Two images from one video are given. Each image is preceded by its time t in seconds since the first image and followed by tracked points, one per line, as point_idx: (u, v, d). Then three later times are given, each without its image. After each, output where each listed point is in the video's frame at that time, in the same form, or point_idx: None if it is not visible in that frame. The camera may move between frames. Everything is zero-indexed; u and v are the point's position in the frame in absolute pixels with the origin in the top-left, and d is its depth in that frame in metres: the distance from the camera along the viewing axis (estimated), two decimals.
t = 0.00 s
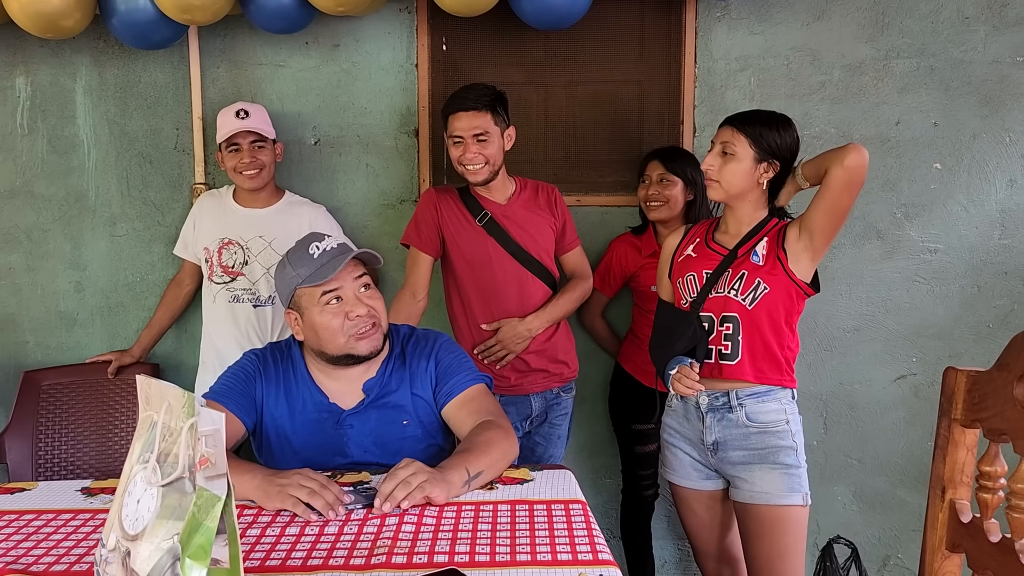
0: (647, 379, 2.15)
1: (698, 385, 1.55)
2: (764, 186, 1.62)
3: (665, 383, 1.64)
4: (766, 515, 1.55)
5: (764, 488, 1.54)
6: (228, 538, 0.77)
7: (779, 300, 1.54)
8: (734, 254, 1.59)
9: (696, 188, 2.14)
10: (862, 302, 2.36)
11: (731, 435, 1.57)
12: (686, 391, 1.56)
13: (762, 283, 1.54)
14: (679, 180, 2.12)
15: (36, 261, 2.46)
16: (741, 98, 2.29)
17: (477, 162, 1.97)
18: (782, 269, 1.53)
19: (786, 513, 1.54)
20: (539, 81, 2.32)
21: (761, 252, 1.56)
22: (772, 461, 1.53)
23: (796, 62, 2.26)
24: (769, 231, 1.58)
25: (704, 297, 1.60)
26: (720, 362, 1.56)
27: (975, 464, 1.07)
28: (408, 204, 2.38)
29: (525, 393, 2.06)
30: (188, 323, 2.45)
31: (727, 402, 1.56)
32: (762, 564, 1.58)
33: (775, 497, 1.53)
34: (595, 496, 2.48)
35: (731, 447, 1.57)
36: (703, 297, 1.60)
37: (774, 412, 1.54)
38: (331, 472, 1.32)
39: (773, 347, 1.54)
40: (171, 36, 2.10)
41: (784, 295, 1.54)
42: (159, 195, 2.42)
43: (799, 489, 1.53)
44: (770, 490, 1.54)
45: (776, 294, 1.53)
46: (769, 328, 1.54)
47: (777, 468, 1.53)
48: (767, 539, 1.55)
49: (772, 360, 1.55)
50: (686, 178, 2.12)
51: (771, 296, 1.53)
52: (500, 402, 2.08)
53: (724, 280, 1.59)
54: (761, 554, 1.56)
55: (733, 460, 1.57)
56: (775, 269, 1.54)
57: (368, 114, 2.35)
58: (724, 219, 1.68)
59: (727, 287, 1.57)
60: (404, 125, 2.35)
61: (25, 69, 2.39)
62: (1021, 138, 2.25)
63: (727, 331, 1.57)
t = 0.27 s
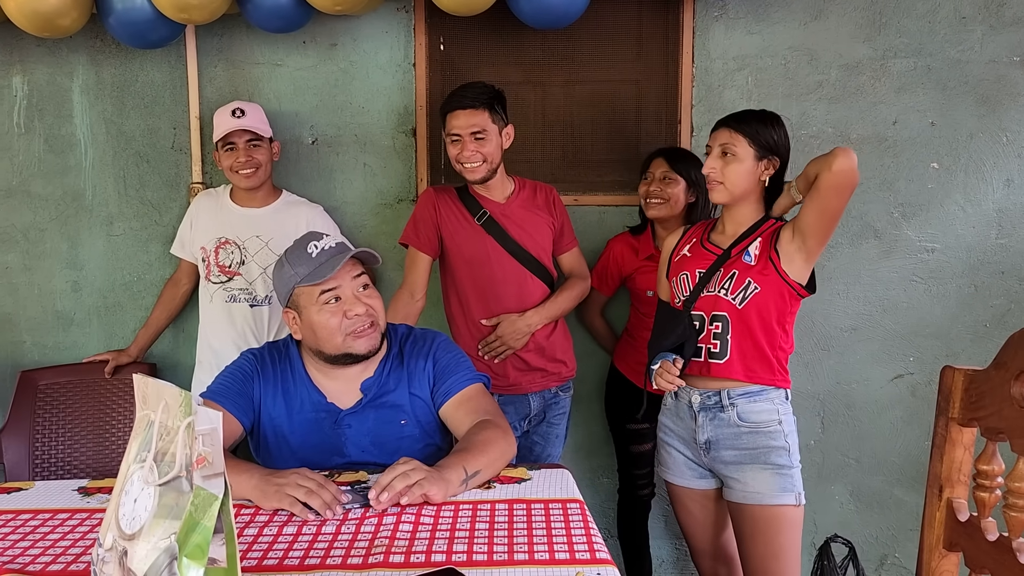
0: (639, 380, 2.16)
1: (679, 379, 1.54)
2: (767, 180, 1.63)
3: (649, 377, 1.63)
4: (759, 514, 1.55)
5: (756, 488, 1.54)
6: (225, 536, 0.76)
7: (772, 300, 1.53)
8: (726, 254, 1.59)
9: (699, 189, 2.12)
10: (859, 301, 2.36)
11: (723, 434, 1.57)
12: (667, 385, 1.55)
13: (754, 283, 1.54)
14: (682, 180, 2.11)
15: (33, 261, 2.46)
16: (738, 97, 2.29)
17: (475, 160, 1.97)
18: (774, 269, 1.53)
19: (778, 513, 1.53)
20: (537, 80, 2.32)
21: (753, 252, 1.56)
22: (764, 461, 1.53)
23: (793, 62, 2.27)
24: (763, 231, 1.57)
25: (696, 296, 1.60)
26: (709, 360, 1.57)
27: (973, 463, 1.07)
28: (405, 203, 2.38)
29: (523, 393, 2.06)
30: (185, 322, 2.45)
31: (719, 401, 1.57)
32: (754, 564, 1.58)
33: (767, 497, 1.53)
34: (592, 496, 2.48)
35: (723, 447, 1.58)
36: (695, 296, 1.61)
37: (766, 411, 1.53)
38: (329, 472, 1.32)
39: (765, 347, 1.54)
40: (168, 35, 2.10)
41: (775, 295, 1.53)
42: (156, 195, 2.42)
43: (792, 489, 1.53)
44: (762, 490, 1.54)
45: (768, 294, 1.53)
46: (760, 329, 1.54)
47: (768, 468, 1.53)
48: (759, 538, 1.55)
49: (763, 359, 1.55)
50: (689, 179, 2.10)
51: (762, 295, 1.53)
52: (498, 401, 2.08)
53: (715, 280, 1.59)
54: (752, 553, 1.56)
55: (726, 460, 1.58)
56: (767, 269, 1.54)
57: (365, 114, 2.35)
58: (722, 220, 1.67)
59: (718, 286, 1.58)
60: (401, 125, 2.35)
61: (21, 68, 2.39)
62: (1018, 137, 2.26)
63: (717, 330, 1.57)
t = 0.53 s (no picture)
0: (636, 382, 2.16)
1: (679, 382, 1.55)
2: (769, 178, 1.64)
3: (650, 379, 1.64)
4: (755, 514, 1.55)
5: (752, 487, 1.54)
6: (223, 536, 0.75)
7: (769, 300, 1.54)
8: (723, 254, 1.60)
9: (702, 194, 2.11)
10: (857, 301, 2.37)
11: (719, 434, 1.57)
12: (667, 387, 1.56)
13: (750, 283, 1.55)
14: (688, 188, 2.10)
15: (31, 260, 2.46)
16: (736, 97, 2.29)
17: (474, 159, 1.96)
18: (771, 270, 1.53)
19: (774, 512, 1.54)
20: (535, 80, 2.32)
21: (750, 252, 1.56)
22: (760, 460, 1.53)
23: (792, 62, 2.27)
24: (759, 231, 1.58)
25: (693, 296, 1.61)
26: (707, 361, 1.57)
27: (970, 462, 1.07)
28: (403, 203, 2.38)
29: (522, 393, 2.05)
30: (183, 322, 2.45)
31: (715, 401, 1.57)
32: (748, 563, 1.57)
33: (763, 496, 1.54)
34: (591, 495, 2.48)
35: (720, 447, 1.58)
36: (692, 296, 1.61)
37: (762, 411, 1.53)
38: (327, 472, 1.31)
39: (761, 347, 1.54)
40: (166, 35, 2.10)
41: (772, 295, 1.54)
42: (154, 195, 2.41)
43: (788, 489, 1.53)
44: (758, 490, 1.54)
45: (764, 294, 1.54)
46: (757, 329, 1.54)
47: (765, 467, 1.53)
48: (754, 537, 1.55)
49: (760, 359, 1.54)
50: (694, 185, 2.09)
51: (758, 296, 1.54)
52: (497, 401, 2.08)
53: (712, 280, 1.59)
54: (747, 553, 1.56)
55: (722, 459, 1.58)
56: (763, 269, 1.54)
57: (364, 113, 2.35)
58: (721, 219, 1.66)
59: (715, 286, 1.58)
60: (399, 124, 2.35)
61: (19, 67, 2.39)
62: (1016, 137, 2.26)
63: (714, 330, 1.57)
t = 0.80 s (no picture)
0: (635, 382, 2.16)
1: (685, 382, 1.56)
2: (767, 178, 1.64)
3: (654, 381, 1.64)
4: (754, 515, 1.55)
5: (751, 488, 1.55)
6: (221, 537, 0.75)
7: (768, 299, 1.54)
8: (722, 254, 1.60)
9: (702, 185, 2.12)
10: (855, 301, 2.37)
11: (719, 435, 1.57)
12: (674, 388, 1.56)
13: (751, 282, 1.55)
14: (689, 181, 2.09)
15: (28, 261, 2.45)
16: (734, 98, 2.29)
17: (473, 159, 1.97)
18: (771, 268, 1.54)
19: (774, 513, 1.54)
20: (534, 81, 2.32)
21: (750, 251, 1.57)
22: (760, 461, 1.53)
23: (789, 63, 2.27)
24: (758, 231, 1.59)
25: (692, 296, 1.61)
26: (709, 360, 1.57)
27: (968, 463, 1.08)
28: (402, 203, 2.38)
29: (520, 393, 2.06)
30: (181, 323, 2.45)
31: (715, 402, 1.57)
32: (747, 564, 1.58)
33: (762, 497, 1.54)
34: (589, 496, 2.49)
35: (720, 448, 1.58)
36: (692, 296, 1.61)
37: (762, 412, 1.54)
38: (326, 472, 1.31)
39: (761, 347, 1.55)
40: (164, 36, 2.09)
41: (772, 294, 1.54)
42: (153, 195, 2.41)
43: (787, 490, 1.53)
44: (758, 491, 1.54)
45: (764, 293, 1.54)
46: (758, 328, 1.55)
47: (765, 468, 1.54)
48: (753, 538, 1.55)
49: (760, 359, 1.55)
50: (694, 176, 2.09)
51: (758, 294, 1.54)
52: (496, 401, 2.08)
53: (712, 279, 1.59)
54: (746, 553, 1.56)
55: (723, 460, 1.58)
56: (764, 268, 1.55)
57: (362, 114, 2.35)
58: (719, 219, 1.66)
59: (715, 286, 1.58)
60: (398, 125, 2.35)
61: (17, 68, 2.38)
62: (1013, 138, 2.26)
63: (716, 330, 1.57)
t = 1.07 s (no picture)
0: (634, 382, 2.15)
1: (688, 381, 1.56)
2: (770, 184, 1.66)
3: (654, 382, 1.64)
4: (752, 516, 1.55)
5: (750, 489, 1.55)
6: (221, 538, 0.75)
7: (767, 299, 1.54)
8: (721, 254, 1.60)
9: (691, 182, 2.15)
10: (854, 302, 2.37)
11: (718, 436, 1.57)
12: (675, 387, 1.57)
13: (751, 282, 1.55)
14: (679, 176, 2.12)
15: (28, 262, 2.45)
16: (733, 99, 2.29)
17: (473, 159, 1.97)
18: (769, 268, 1.54)
19: (772, 514, 1.54)
20: (532, 81, 2.33)
21: (749, 251, 1.57)
22: (759, 461, 1.54)
23: (788, 63, 2.27)
24: (756, 231, 1.59)
25: (692, 295, 1.61)
26: (708, 360, 1.56)
27: (966, 463, 1.08)
28: (401, 204, 2.38)
29: (520, 394, 2.06)
30: (180, 324, 2.45)
31: (713, 404, 1.57)
32: (745, 564, 1.58)
33: (760, 498, 1.54)
34: (588, 497, 2.49)
35: (718, 449, 1.58)
36: (690, 296, 1.61)
37: (760, 412, 1.54)
38: (325, 473, 1.31)
39: (760, 347, 1.55)
40: (163, 37, 2.10)
41: (771, 295, 1.54)
42: (152, 196, 2.41)
43: (785, 490, 1.54)
44: (756, 492, 1.54)
45: (764, 293, 1.54)
46: (757, 328, 1.55)
47: (763, 469, 1.54)
48: (751, 539, 1.55)
49: (759, 359, 1.55)
50: (683, 172, 2.13)
51: (757, 294, 1.54)
52: (495, 402, 2.08)
53: (711, 279, 1.59)
54: (744, 554, 1.57)
55: (721, 462, 1.58)
56: (763, 268, 1.55)
57: (361, 115, 2.35)
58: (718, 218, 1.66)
59: (715, 285, 1.58)
60: (396, 126, 2.35)
61: (15, 69, 2.38)
62: (1011, 139, 2.27)
63: (715, 329, 1.57)
